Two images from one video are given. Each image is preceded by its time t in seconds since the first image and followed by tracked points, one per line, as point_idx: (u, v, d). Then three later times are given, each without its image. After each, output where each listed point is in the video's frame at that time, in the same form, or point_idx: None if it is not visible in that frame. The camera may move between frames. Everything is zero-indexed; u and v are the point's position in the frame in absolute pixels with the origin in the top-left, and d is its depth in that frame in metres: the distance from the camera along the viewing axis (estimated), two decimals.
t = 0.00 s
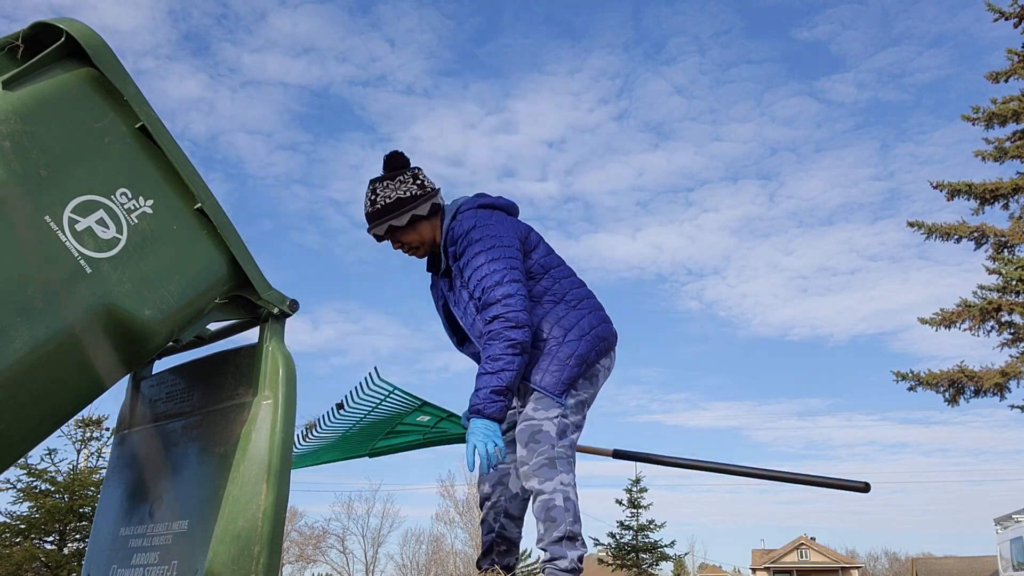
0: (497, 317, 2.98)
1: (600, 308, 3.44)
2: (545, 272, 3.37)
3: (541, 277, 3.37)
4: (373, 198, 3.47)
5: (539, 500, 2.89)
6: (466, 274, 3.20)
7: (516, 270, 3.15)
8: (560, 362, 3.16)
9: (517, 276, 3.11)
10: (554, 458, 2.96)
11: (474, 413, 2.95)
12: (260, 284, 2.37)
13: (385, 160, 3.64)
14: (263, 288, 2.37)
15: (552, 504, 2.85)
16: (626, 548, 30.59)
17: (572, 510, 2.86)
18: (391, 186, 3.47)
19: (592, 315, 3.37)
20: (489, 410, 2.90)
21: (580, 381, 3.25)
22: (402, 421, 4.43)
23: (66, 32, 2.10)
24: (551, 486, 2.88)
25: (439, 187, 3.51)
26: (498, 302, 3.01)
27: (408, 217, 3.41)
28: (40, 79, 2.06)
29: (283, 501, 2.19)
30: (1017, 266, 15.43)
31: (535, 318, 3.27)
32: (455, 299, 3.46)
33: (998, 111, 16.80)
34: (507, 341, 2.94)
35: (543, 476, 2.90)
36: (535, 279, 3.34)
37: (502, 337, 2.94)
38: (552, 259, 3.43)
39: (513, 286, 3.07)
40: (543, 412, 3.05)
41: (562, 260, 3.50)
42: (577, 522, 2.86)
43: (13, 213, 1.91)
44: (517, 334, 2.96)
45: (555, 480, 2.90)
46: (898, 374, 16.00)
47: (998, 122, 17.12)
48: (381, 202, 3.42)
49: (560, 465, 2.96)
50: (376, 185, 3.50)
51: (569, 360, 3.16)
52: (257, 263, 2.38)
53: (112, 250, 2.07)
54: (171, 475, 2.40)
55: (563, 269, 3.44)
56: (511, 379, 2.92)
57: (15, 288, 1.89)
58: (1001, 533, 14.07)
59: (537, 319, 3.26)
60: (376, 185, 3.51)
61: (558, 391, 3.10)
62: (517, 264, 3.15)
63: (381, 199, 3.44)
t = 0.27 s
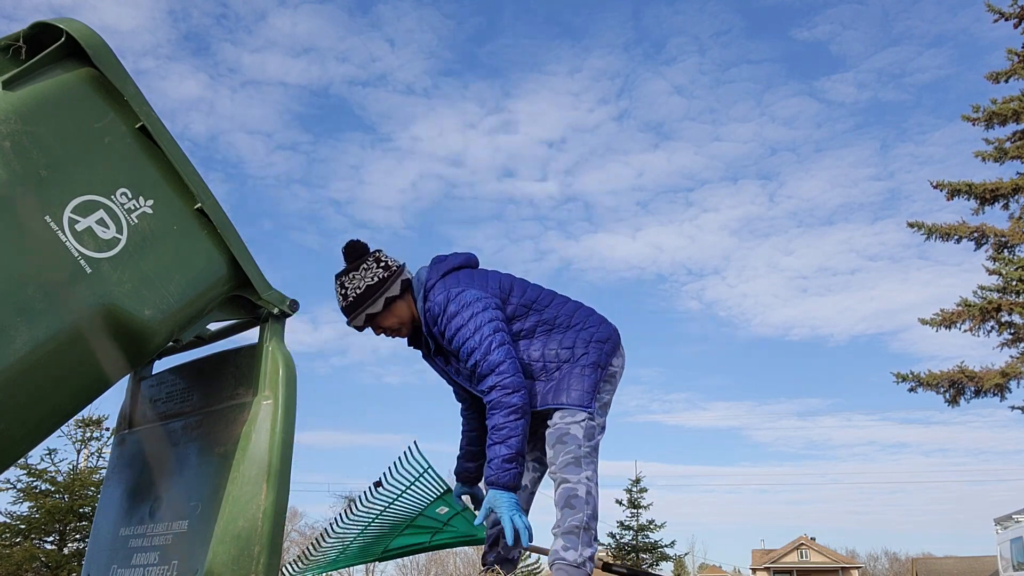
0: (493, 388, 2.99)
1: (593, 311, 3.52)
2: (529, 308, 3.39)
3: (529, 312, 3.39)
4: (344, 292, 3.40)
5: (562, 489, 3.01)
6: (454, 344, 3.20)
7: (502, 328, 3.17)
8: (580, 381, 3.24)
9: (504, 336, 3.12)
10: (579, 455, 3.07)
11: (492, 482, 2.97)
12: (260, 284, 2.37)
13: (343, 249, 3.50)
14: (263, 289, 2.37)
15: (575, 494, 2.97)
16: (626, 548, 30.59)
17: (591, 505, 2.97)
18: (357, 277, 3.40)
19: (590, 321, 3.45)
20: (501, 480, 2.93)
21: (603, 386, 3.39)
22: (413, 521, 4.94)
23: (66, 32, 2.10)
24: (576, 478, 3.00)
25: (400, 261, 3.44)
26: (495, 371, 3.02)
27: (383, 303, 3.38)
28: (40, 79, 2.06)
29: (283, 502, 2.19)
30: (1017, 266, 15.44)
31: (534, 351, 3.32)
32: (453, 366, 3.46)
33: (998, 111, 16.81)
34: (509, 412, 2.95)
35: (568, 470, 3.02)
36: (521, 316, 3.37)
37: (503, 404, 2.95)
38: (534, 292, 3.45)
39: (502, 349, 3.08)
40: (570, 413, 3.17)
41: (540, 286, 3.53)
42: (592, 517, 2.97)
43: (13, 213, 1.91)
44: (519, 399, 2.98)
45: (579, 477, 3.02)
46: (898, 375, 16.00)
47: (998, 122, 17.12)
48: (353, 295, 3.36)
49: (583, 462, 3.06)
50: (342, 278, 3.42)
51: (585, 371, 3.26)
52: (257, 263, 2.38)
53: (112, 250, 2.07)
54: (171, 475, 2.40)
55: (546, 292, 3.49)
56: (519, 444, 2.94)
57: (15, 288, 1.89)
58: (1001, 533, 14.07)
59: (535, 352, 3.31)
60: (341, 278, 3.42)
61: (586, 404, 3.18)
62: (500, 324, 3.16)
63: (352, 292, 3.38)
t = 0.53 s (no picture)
0: (484, 442, 2.98)
1: (589, 316, 3.55)
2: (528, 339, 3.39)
3: (529, 339, 3.40)
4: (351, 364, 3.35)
5: (555, 483, 3.03)
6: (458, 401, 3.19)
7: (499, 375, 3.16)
8: (585, 384, 3.27)
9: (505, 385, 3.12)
10: (571, 447, 3.10)
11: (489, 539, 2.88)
12: (260, 284, 2.37)
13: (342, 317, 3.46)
14: (263, 289, 2.37)
15: (567, 487, 2.98)
16: (626, 548, 30.60)
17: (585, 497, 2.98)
18: (362, 347, 3.35)
19: (590, 325, 3.49)
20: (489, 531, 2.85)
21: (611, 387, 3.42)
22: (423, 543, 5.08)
23: (67, 32, 2.10)
24: (568, 470, 3.02)
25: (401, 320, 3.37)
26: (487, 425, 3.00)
27: (391, 367, 3.32)
28: (40, 79, 2.06)
29: (283, 502, 2.19)
30: (1017, 266, 15.44)
31: (540, 373, 3.33)
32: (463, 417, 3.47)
33: (998, 111, 16.80)
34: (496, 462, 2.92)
35: (560, 463, 3.05)
36: (521, 348, 3.37)
37: (494, 459, 2.92)
38: (528, 319, 3.45)
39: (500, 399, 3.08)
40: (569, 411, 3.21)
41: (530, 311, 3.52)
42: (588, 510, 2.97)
43: (13, 213, 1.91)
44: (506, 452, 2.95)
45: (572, 468, 3.04)
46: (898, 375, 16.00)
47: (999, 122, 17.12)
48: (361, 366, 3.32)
49: (576, 454, 3.09)
50: (345, 346, 3.37)
51: (602, 372, 3.32)
52: (257, 263, 2.38)
53: (112, 250, 2.07)
54: (171, 475, 2.40)
55: (539, 315, 3.49)
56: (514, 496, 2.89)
57: (15, 288, 1.89)
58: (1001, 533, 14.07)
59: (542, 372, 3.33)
60: (344, 347, 3.37)
61: (595, 407, 3.23)
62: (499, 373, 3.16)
63: (360, 362, 3.34)
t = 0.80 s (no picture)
0: (472, 454, 3.04)
1: (586, 314, 3.54)
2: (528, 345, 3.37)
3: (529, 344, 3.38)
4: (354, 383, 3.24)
5: (555, 481, 3.02)
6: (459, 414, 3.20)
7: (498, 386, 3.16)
8: (585, 383, 3.29)
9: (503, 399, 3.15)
10: (572, 445, 3.11)
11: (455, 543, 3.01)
12: (260, 284, 2.37)
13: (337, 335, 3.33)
14: (264, 289, 2.37)
15: (568, 486, 2.98)
16: (626, 548, 30.60)
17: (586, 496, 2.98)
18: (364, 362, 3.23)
19: (591, 323, 3.49)
20: (460, 547, 2.95)
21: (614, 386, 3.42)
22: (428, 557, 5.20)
23: (67, 32, 2.10)
24: (569, 469, 3.01)
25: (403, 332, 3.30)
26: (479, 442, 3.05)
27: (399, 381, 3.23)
28: (40, 79, 2.06)
29: (283, 502, 2.19)
30: (1017, 266, 15.43)
31: (541, 377, 3.33)
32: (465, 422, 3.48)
33: (998, 111, 16.80)
34: (482, 478, 2.98)
35: (560, 461, 3.05)
36: (522, 354, 3.36)
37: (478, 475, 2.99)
38: (526, 324, 3.43)
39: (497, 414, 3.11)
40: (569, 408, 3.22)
41: (528, 315, 3.50)
42: (589, 508, 2.97)
43: (13, 214, 1.91)
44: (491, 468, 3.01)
45: (573, 466, 3.05)
46: (898, 374, 15.99)
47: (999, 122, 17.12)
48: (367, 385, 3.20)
49: (576, 452, 3.09)
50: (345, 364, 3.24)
51: (604, 371, 3.33)
52: (257, 263, 2.38)
53: (112, 250, 2.07)
54: (171, 475, 2.40)
55: (538, 318, 3.47)
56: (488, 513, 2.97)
57: (15, 288, 1.89)
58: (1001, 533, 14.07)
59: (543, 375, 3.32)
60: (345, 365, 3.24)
61: (597, 405, 3.24)
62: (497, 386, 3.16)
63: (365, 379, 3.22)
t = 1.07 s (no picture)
0: (474, 425, 3.08)
1: (594, 310, 3.55)
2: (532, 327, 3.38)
3: (534, 326, 3.40)
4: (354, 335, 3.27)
5: (553, 481, 3.02)
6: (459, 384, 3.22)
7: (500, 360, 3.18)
8: (585, 379, 3.29)
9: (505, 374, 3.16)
10: (570, 443, 3.10)
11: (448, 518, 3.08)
12: (260, 284, 2.37)
13: (350, 285, 3.40)
14: (264, 289, 2.37)
15: (565, 485, 2.98)
16: (626, 548, 30.59)
17: (584, 496, 2.98)
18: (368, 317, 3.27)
19: (596, 319, 3.49)
20: (454, 511, 3.04)
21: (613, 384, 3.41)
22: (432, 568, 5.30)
23: (67, 32, 2.10)
24: (566, 468, 3.01)
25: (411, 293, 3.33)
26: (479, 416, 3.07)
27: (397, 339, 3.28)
28: (40, 79, 2.06)
29: (283, 502, 2.19)
30: (1017, 266, 15.43)
31: (542, 364, 3.33)
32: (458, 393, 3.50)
33: (998, 110, 16.79)
34: (481, 449, 3.03)
35: (557, 459, 3.05)
36: (527, 336, 3.37)
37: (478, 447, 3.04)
38: (535, 307, 3.45)
39: (498, 387, 3.13)
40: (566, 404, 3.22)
41: (538, 299, 3.52)
42: (587, 508, 2.97)
43: (13, 214, 1.91)
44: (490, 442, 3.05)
45: (571, 465, 3.05)
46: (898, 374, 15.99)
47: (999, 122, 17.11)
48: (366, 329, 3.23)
49: (574, 451, 3.09)
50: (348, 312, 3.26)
51: (606, 369, 3.33)
52: (257, 263, 2.38)
53: (112, 250, 2.07)
54: (171, 475, 2.40)
55: (547, 304, 3.47)
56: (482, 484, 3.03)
57: (15, 288, 1.89)
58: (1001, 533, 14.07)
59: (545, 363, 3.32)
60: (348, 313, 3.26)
61: (596, 403, 3.24)
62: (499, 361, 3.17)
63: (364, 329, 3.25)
